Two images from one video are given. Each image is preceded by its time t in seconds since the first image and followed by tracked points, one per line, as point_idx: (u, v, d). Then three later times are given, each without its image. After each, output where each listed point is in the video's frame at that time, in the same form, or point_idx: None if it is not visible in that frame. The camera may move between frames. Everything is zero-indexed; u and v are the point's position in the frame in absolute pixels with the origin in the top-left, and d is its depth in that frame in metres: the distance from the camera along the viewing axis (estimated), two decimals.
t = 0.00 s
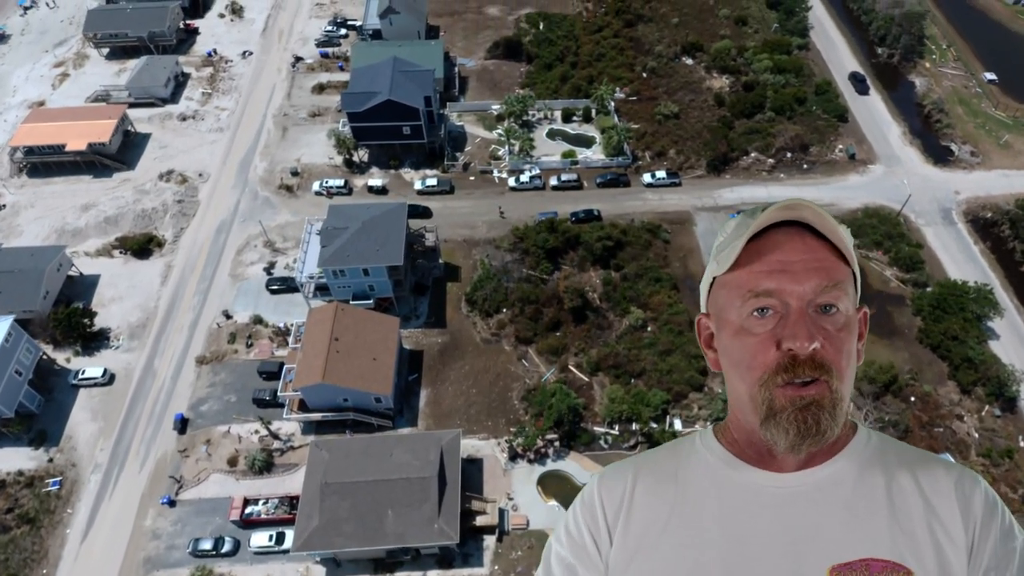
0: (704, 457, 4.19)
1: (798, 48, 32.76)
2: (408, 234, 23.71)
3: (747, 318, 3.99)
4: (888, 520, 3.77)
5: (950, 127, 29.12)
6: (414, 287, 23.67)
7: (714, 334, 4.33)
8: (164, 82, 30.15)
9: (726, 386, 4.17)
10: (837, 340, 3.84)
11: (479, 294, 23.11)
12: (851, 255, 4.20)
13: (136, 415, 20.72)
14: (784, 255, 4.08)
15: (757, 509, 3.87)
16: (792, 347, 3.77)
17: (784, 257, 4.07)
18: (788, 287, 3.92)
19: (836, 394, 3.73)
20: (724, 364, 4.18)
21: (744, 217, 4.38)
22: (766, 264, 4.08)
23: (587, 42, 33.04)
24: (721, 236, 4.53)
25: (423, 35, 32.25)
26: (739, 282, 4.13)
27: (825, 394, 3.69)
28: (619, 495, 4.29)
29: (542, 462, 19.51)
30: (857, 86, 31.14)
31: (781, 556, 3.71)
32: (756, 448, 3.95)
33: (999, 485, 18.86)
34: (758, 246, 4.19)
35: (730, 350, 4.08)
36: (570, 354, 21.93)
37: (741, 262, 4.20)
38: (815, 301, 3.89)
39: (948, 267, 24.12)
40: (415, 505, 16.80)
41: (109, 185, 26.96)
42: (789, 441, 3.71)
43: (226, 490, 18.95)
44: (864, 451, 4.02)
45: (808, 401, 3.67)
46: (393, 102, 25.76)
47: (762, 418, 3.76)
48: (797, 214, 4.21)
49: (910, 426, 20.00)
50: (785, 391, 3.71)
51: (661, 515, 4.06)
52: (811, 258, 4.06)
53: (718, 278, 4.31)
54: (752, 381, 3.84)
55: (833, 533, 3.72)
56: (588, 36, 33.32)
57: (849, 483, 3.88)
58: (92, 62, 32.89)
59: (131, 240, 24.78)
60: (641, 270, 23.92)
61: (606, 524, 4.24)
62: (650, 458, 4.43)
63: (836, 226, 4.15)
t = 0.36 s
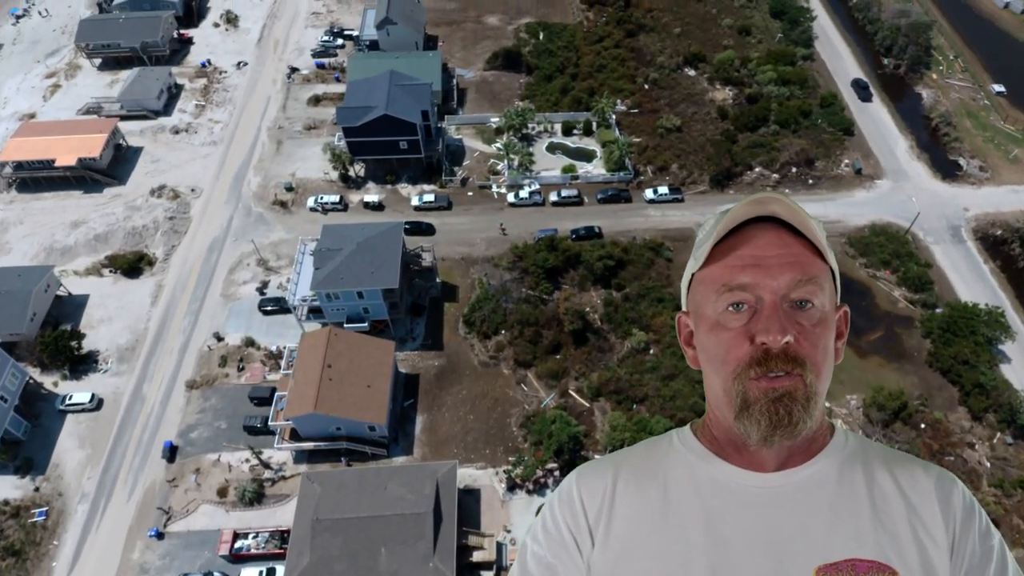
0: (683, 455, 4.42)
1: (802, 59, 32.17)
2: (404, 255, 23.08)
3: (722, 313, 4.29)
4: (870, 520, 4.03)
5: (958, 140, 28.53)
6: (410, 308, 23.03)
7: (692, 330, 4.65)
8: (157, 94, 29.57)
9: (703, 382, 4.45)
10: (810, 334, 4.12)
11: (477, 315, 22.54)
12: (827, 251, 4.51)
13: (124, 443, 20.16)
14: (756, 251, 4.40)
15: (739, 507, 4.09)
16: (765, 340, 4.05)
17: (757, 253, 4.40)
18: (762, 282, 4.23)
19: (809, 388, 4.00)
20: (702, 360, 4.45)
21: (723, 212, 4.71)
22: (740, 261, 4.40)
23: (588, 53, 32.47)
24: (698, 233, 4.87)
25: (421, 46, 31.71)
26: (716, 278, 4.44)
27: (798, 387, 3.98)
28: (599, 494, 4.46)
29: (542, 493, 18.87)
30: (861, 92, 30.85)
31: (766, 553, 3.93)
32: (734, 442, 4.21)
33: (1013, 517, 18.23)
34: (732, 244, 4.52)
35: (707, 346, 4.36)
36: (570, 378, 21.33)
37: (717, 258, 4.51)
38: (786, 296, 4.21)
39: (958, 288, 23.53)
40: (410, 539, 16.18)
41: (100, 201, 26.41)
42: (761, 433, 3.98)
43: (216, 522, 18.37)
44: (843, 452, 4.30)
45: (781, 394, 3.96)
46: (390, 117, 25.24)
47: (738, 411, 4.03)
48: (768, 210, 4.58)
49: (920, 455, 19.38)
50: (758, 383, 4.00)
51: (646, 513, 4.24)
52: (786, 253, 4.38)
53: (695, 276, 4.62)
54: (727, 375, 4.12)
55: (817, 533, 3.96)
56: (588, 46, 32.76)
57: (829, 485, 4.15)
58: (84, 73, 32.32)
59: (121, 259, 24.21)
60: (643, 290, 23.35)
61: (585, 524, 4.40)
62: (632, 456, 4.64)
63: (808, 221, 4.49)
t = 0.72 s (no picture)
0: (667, 449, 4.49)
1: (807, 70, 31.56)
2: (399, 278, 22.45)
3: (704, 304, 4.42)
4: (855, 515, 4.01)
5: (967, 155, 27.90)
6: (406, 331, 22.44)
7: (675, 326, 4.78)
8: (148, 108, 28.97)
9: (686, 376, 4.55)
10: (791, 326, 4.21)
11: (474, 339, 21.89)
12: (808, 243, 4.66)
13: (111, 474, 19.54)
14: (738, 241, 4.58)
15: (721, 502, 4.11)
16: (747, 329, 4.15)
17: (738, 245, 4.56)
18: (742, 272, 4.38)
19: (790, 383, 4.06)
20: (685, 355, 4.56)
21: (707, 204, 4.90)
22: (722, 253, 4.56)
23: (589, 64, 31.87)
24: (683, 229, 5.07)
25: (419, 57, 31.11)
26: (698, 270, 4.60)
27: (779, 383, 4.05)
28: (581, 486, 4.49)
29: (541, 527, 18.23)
30: (863, 100, 30.41)
31: (750, 548, 3.92)
32: (716, 437, 4.29)
33: None
34: (716, 235, 4.68)
35: (689, 339, 4.47)
36: (570, 405, 20.69)
37: (700, 251, 4.68)
38: (767, 286, 4.33)
39: (968, 310, 22.92)
40: None
41: (90, 219, 25.82)
42: (740, 431, 4.04)
43: (204, 558, 17.74)
44: (826, 446, 4.33)
45: (760, 392, 4.02)
46: (386, 133, 24.60)
47: (719, 406, 4.11)
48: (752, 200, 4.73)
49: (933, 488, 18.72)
50: (738, 377, 4.08)
51: (629, 505, 4.28)
52: (768, 246, 4.54)
53: (679, 270, 4.78)
54: (710, 367, 4.22)
55: (800, 525, 3.97)
56: (589, 58, 32.17)
57: (812, 478, 4.17)
58: (75, 85, 31.73)
59: (109, 280, 23.60)
60: (645, 312, 22.72)
61: (566, 514, 4.41)
62: (615, 451, 4.70)
63: (789, 209, 4.64)
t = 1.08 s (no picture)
0: (656, 450, 4.35)
1: (811, 81, 31.04)
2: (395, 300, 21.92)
3: (700, 310, 4.20)
4: (844, 516, 3.90)
5: (974, 168, 27.37)
6: (402, 352, 21.94)
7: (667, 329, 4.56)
8: (141, 120, 28.47)
9: (677, 380, 4.36)
10: (787, 332, 4.05)
11: (472, 361, 21.33)
12: (803, 252, 4.41)
13: (98, 503, 18.97)
14: (734, 247, 4.34)
15: (710, 503, 3.99)
16: (743, 337, 3.97)
17: (735, 251, 4.32)
18: (739, 278, 4.16)
19: (784, 388, 3.96)
20: (676, 359, 4.37)
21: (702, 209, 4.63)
22: (718, 256, 4.34)
23: (590, 74, 31.36)
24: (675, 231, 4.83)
25: (416, 67, 30.64)
26: (693, 274, 4.37)
27: (774, 388, 3.92)
28: (572, 490, 4.38)
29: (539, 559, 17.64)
30: (866, 105, 30.14)
31: (737, 548, 3.82)
32: (708, 440, 4.14)
33: None
34: (712, 238, 4.45)
35: (683, 344, 4.27)
36: (571, 430, 20.12)
37: (694, 254, 4.45)
38: (764, 293, 4.12)
39: (978, 332, 22.39)
40: None
41: (80, 235, 25.31)
42: (737, 432, 3.90)
43: None
44: (817, 447, 4.19)
45: (758, 393, 3.89)
46: (382, 148, 24.07)
47: (715, 411, 3.96)
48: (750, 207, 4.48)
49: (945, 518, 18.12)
50: (736, 382, 3.91)
51: (618, 507, 4.16)
52: (764, 252, 4.31)
53: (672, 274, 4.53)
54: (705, 372, 4.03)
55: (789, 526, 3.86)
56: (589, 68, 31.68)
57: (803, 479, 4.04)
58: (67, 96, 31.23)
59: (99, 298, 23.10)
60: (647, 333, 22.19)
61: (558, 518, 4.32)
62: (605, 454, 4.56)
63: (784, 214, 4.45)
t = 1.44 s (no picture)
0: (655, 452, 4.22)
1: (815, 93, 30.45)
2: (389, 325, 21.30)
3: (706, 313, 3.99)
4: (842, 516, 3.80)
5: (983, 184, 26.77)
6: (397, 376, 21.38)
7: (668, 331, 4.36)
8: (132, 134, 27.90)
9: (680, 382, 4.17)
10: (795, 334, 3.85)
11: (468, 386, 20.77)
12: (808, 255, 4.30)
13: (83, 535, 18.38)
14: (742, 251, 4.15)
15: (709, 505, 3.88)
16: (753, 339, 3.74)
17: (741, 253, 4.13)
18: (746, 280, 3.96)
19: (796, 386, 3.71)
20: (681, 361, 4.16)
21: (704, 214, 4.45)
22: (723, 257, 4.14)
23: (590, 87, 30.79)
24: (675, 233, 4.63)
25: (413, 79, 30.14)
26: (699, 278, 4.15)
27: (786, 386, 3.66)
28: (572, 495, 4.26)
29: None
30: (868, 112, 29.69)
31: (735, 549, 3.73)
32: (713, 441, 3.96)
33: None
34: (717, 240, 4.24)
35: (688, 345, 4.05)
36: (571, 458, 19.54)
37: (699, 255, 4.23)
38: (772, 295, 3.93)
39: (988, 355, 21.80)
40: None
41: (69, 253, 24.74)
42: (751, 432, 3.64)
43: None
44: (818, 446, 4.08)
45: (770, 392, 3.63)
46: (377, 164, 23.51)
47: (722, 412, 3.71)
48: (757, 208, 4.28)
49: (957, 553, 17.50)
50: (744, 382, 3.67)
51: (617, 511, 4.05)
52: (769, 255, 4.13)
53: (675, 277, 4.31)
54: (712, 373, 3.81)
55: (788, 528, 3.76)
56: (590, 79, 31.12)
57: (802, 480, 3.92)
58: (58, 108, 30.66)
59: (87, 320, 22.54)
60: (649, 357, 21.64)
61: (558, 521, 4.21)
62: (606, 456, 4.44)
63: (796, 219, 4.19)
